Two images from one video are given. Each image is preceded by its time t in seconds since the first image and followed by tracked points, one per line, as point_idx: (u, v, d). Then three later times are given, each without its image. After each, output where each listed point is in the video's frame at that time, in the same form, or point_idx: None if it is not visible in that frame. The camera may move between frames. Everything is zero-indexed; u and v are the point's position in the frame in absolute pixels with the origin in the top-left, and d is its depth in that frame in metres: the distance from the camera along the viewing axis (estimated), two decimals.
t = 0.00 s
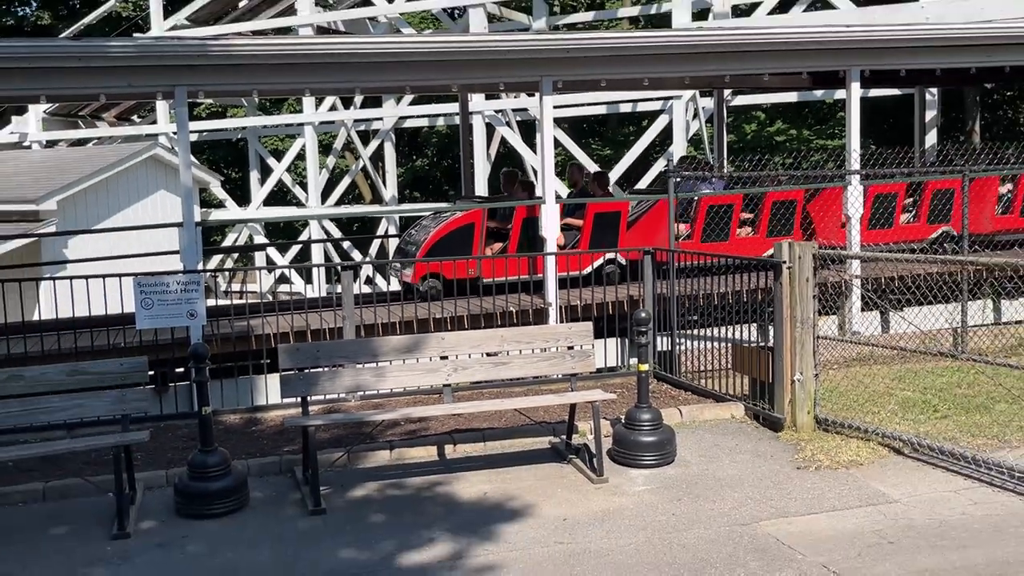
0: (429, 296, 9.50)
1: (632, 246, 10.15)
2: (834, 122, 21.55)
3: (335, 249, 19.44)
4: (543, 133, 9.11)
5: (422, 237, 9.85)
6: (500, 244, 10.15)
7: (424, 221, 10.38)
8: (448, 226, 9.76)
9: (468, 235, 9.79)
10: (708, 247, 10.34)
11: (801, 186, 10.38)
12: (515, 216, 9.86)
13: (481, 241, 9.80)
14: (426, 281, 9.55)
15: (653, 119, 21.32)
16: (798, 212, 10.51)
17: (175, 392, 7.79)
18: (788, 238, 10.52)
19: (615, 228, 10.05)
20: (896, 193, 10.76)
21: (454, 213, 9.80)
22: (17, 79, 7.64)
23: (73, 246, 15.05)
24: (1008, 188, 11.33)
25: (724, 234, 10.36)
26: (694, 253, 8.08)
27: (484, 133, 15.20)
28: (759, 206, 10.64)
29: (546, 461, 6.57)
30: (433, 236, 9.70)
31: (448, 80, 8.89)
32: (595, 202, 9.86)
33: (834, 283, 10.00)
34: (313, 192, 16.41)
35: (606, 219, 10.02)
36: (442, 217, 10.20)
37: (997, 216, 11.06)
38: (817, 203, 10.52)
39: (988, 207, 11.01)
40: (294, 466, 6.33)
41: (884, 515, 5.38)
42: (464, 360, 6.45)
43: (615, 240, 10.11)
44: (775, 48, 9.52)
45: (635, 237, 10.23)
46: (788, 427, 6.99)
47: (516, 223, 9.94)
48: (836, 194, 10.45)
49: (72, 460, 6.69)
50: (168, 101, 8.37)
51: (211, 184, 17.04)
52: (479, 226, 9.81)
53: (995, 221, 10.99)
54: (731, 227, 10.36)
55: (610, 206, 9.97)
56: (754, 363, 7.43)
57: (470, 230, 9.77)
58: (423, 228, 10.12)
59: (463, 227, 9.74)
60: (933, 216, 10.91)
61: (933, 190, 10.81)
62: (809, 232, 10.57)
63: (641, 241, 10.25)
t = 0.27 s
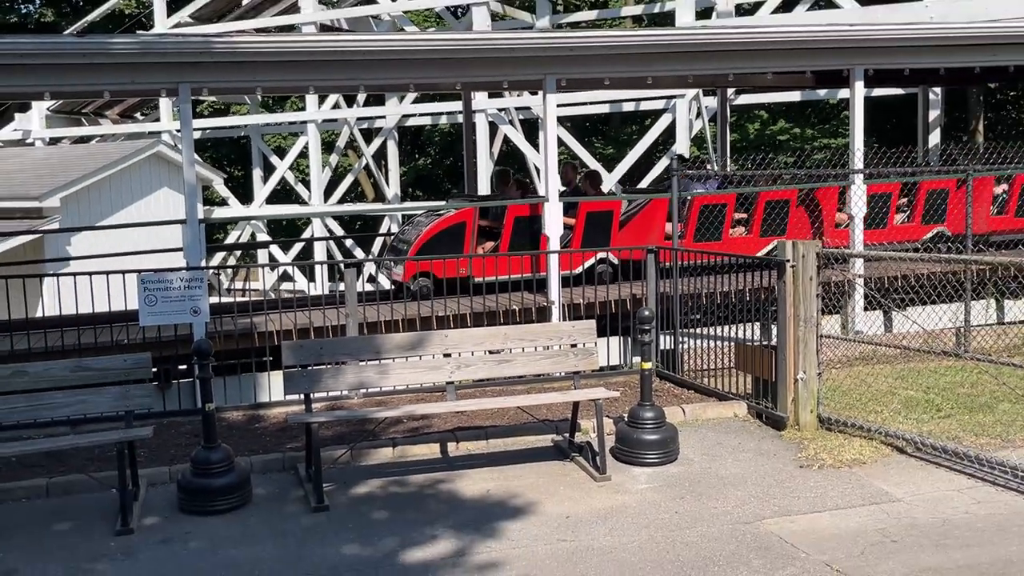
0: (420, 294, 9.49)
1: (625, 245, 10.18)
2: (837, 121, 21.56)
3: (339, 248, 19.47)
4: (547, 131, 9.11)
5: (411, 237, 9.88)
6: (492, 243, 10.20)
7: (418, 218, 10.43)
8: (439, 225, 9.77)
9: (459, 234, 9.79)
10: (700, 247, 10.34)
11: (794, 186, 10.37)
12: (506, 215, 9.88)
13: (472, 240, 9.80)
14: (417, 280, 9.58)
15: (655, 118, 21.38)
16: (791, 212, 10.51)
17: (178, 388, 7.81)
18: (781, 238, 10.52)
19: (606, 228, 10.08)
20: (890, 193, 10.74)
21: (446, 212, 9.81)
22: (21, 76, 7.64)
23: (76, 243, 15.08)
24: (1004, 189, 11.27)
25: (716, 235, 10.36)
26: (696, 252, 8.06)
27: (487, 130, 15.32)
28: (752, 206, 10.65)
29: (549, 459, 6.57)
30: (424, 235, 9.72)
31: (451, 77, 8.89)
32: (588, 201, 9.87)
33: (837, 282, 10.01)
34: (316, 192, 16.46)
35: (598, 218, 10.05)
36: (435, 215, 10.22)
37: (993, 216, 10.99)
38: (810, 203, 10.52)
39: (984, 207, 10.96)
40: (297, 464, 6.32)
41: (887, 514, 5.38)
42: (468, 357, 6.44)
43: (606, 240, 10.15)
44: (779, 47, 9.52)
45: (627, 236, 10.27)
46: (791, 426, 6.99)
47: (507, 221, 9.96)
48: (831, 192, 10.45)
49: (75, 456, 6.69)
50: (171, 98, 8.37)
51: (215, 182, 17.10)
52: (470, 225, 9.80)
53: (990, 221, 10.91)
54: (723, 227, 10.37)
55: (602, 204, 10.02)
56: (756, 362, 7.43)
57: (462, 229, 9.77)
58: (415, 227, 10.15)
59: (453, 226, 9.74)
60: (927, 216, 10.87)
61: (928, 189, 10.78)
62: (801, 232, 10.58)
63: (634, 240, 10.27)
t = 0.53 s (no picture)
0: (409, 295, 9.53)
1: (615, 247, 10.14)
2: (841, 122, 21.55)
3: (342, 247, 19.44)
4: (550, 132, 9.11)
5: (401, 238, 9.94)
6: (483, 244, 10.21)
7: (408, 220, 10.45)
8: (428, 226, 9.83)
9: (448, 235, 9.83)
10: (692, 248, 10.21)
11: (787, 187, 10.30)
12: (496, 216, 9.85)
13: (462, 241, 9.84)
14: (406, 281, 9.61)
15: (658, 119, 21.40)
16: (783, 214, 10.43)
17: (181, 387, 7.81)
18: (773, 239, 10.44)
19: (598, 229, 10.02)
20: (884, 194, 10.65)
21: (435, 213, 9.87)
22: (25, 75, 7.65)
23: (80, 242, 15.10)
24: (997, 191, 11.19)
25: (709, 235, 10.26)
26: (699, 252, 8.05)
27: (489, 130, 15.39)
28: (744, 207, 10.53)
29: (551, 460, 6.58)
30: (413, 236, 9.79)
31: (455, 78, 8.89)
32: (580, 202, 9.80)
33: (840, 283, 10.00)
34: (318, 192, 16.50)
35: (590, 219, 9.98)
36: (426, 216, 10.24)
37: (986, 218, 10.92)
38: (803, 204, 10.45)
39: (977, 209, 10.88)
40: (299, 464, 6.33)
41: (890, 515, 5.38)
42: (470, 358, 6.44)
43: (598, 241, 10.09)
44: (783, 48, 9.52)
45: (618, 237, 10.22)
46: (793, 427, 6.99)
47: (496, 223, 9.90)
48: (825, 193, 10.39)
49: (78, 455, 6.70)
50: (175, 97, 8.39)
51: (218, 182, 17.15)
52: (459, 227, 9.85)
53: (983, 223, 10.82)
54: (715, 228, 10.24)
55: (593, 205, 9.95)
56: (759, 362, 7.43)
57: (451, 229, 9.81)
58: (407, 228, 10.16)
59: (442, 227, 9.80)
60: (921, 218, 10.78)
61: (922, 191, 10.68)
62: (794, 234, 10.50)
63: (625, 241, 10.22)
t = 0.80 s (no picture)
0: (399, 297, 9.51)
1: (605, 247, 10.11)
2: (845, 121, 21.52)
3: (346, 247, 19.47)
4: (554, 131, 9.11)
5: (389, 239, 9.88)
6: (472, 245, 10.16)
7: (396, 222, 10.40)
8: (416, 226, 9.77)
9: (437, 236, 9.78)
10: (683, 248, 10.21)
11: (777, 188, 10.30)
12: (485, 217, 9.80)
13: (450, 241, 9.79)
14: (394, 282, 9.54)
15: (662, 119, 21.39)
16: (773, 215, 10.46)
17: (185, 387, 7.82)
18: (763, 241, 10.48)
19: (588, 230, 10.01)
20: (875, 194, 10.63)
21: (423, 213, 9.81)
22: (28, 75, 7.66)
23: (84, 242, 15.10)
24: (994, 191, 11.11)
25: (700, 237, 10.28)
26: (701, 252, 8.05)
27: (493, 130, 15.39)
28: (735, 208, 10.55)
29: (554, 459, 6.57)
30: (401, 236, 9.72)
31: (459, 77, 8.89)
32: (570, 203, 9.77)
33: (844, 283, 10.01)
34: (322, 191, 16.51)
35: (581, 220, 9.96)
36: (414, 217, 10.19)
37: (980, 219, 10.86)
38: (793, 206, 10.47)
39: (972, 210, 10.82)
40: (302, 463, 6.33)
41: (893, 515, 5.37)
42: (473, 357, 6.44)
43: (588, 241, 10.08)
44: (786, 47, 9.51)
45: (608, 238, 10.21)
46: (797, 427, 6.98)
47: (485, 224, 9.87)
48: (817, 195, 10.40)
49: (81, 454, 6.71)
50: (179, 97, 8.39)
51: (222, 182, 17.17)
52: (448, 227, 9.79)
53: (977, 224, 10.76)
54: (706, 228, 10.23)
55: (584, 206, 9.91)
56: (762, 362, 7.42)
57: (440, 230, 9.75)
58: (394, 228, 10.10)
59: (431, 227, 9.74)
60: (913, 219, 10.74)
61: (915, 192, 10.65)
62: (783, 235, 10.55)
63: (615, 241, 10.23)
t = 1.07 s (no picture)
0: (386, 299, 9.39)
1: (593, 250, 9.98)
2: (849, 122, 21.50)
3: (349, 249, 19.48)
4: (556, 132, 9.10)
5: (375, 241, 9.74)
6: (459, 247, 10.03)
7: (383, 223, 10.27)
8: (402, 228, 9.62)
9: (423, 237, 9.65)
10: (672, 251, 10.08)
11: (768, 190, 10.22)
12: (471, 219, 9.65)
13: (437, 244, 9.65)
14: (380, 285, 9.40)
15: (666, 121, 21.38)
16: (762, 218, 10.39)
17: (187, 388, 7.81)
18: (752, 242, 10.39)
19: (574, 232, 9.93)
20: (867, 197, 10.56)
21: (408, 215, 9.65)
22: (31, 76, 7.66)
23: (87, 243, 15.12)
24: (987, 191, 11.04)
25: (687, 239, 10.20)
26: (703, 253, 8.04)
27: (496, 131, 15.39)
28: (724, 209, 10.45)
29: (556, 461, 6.57)
30: (387, 238, 9.59)
31: (461, 78, 8.88)
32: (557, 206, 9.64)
33: (847, 284, 10.00)
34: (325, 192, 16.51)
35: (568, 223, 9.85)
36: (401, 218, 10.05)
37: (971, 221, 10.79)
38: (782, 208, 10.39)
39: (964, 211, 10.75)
40: (304, 465, 6.33)
41: (896, 517, 5.36)
42: (474, 359, 6.44)
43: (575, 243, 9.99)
44: (788, 48, 9.49)
45: (596, 240, 10.08)
46: (799, 429, 6.96)
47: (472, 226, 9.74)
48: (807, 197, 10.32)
49: (83, 456, 6.71)
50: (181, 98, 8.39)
51: (225, 184, 17.19)
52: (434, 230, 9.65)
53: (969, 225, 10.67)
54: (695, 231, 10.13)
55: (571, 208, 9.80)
56: (765, 364, 7.41)
57: (427, 232, 9.61)
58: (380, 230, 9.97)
59: (417, 229, 9.60)
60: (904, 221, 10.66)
61: (905, 194, 10.58)
62: (772, 238, 10.48)
63: (604, 242, 10.15)
